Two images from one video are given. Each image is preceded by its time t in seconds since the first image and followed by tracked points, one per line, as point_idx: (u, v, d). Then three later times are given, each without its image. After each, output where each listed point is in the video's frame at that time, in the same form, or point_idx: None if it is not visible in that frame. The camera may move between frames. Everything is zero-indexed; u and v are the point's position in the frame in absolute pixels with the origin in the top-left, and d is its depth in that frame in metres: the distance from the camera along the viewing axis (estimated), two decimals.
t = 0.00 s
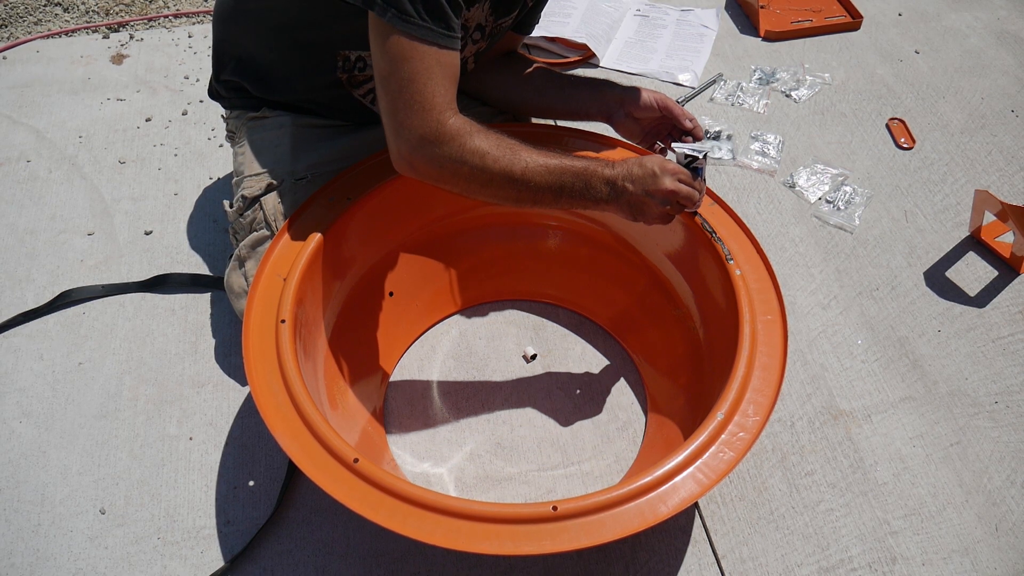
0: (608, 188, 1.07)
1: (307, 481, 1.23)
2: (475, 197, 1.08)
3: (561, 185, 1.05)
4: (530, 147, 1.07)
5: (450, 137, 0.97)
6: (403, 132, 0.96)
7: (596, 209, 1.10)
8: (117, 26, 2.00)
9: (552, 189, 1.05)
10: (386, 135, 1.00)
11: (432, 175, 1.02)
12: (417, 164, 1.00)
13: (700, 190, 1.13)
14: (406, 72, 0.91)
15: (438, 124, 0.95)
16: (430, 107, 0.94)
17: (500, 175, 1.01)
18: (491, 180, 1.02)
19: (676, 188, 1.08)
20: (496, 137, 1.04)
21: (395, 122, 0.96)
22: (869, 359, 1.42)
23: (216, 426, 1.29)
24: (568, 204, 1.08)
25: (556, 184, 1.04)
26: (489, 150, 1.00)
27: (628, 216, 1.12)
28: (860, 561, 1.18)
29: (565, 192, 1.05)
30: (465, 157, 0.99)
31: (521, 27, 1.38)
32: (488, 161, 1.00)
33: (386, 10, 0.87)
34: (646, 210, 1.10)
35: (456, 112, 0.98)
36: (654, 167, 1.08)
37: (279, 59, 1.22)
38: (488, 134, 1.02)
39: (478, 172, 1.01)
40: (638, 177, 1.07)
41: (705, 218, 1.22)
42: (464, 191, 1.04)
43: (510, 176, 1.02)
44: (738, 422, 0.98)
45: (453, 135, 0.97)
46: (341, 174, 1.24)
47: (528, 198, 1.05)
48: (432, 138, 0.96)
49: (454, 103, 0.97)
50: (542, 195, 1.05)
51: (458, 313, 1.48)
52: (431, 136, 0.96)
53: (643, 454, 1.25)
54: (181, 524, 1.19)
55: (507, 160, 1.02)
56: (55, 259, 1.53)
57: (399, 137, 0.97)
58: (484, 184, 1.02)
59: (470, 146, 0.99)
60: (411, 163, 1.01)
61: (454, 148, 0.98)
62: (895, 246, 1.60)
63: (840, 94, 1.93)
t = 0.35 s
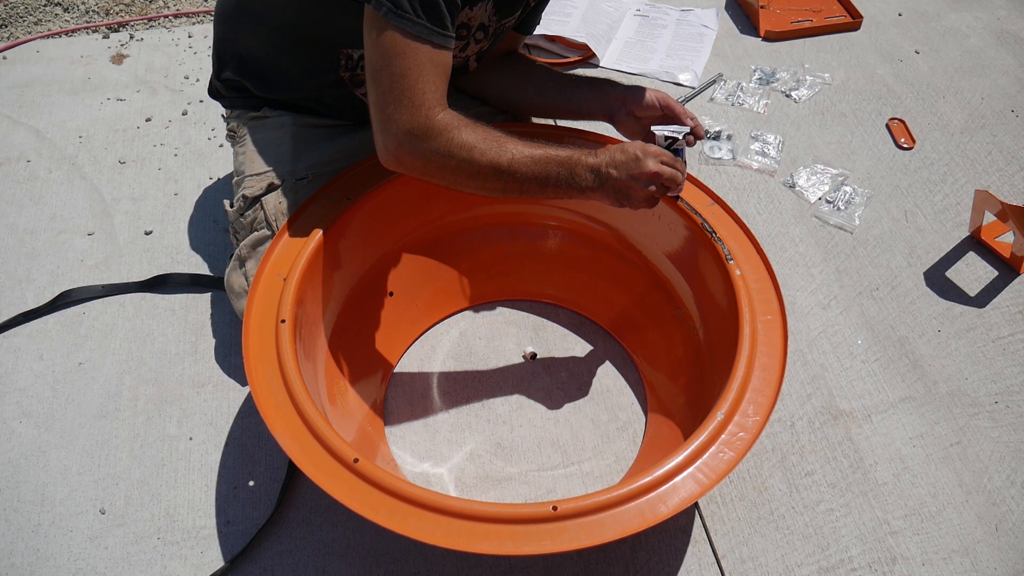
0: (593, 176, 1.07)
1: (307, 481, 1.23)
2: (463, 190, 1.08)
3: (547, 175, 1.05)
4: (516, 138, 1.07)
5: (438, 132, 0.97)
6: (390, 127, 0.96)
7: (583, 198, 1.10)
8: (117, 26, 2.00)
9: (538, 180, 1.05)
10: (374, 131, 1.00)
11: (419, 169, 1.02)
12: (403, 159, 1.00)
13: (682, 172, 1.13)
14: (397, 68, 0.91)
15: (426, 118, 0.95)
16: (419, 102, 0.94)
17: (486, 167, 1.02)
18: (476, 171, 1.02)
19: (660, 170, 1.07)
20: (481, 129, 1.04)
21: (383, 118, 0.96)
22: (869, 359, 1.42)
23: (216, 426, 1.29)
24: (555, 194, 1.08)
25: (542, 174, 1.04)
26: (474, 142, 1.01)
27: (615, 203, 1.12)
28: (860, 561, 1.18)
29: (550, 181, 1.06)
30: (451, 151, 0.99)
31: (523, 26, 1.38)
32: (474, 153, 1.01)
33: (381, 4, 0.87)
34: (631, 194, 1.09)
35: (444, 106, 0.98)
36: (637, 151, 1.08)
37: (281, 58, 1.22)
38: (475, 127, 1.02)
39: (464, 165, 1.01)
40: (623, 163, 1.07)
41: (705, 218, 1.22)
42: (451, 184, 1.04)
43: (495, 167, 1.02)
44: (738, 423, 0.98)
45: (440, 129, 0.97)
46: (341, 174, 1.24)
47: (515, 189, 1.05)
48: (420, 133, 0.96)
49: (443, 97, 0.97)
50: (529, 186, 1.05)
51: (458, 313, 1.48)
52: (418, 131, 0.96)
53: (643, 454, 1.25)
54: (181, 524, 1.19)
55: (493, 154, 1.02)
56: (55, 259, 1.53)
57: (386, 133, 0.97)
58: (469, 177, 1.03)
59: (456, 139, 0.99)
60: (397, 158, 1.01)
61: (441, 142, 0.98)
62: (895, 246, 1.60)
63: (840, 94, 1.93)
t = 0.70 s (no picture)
0: (582, 169, 1.07)
1: (307, 481, 1.23)
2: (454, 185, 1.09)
3: (537, 169, 1.05)
4: (506, 133, 1.08)
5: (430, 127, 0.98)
6: (382, 124, 0.96)
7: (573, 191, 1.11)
8: (117, 26, 2.00)
9: (528, 174, 1.06)
10: (364, 128, 1.00)
11: (410, 165, 1.03)
12: (394, 155, 1.01)
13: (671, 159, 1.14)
14: (391, 65, 0.91)
15: (418, 115, 0.96)
16: (411, 98, 0.94)
17: (477, 162, 1.03)
18: (467, 166, 1.03)
19: (648, 160, 1.08)
20: (472, 124, 1.04)
21: (374, 116, 0.96)
22: (869, 359, 1.42)
23: (216, 426, 1.29)
24: (545, 187, 1.09)
25: (531, 168, 1.05)
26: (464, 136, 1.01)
27: (605, 195, 1.12)
28: (860, 561, 1.18)
29: (540, 175, 1.06)
30: (442, 146, 1.00)
31: (524, 26, 1.38)
32: (465, 149, 1.01)
33: None
34: (621, 186, 1.10)
35: (436, 103, 0.98)
36: (625, 143, 1.09)
37: (282, 58, 1.22)
38: (466, 122, 1.03)
39: (455, 160, 1.02)
40: (611, 154, 1.08)
41: (706, 219, 1.22)
42: (442, 179, 1.05)
43: (486, 162, 1.03)
44: (738, 423, 0.98)
45: (431, 125, 0.97)
46: (341, 175, 1.24)
47: (505, 183, 1.06)
48: (412, 130, 0.96)
49: (436, 94, 0.98)
50: (519, 179, 1.06)
51: (459, 313, 1.48)
52: (410, 128, 0.96)
53: (643, 454, 1.26)
54: (181, 524, 1.19)
55: (484, 149, 1.03)
56: (55, 259, 1.53)
57: (377, 130, 0.98)
58: (460, 172, 1.04)
59: (448, 134, 0.99)
60: (387, 154, 1.01)
61: (433, 138, 0.98)
62: (895, 246, 1.60)
63: (840, 94, 1.93)
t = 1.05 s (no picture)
0: (566, 160, 1.09)
1: (307, 481, 1.23)
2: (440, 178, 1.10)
3: (521, 162, 1.08)
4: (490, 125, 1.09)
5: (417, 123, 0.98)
6: (368, 120, 0.97)
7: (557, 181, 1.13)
8: (117, 26, 2.00)
9: (512, 167, 1.08)
10: (351, 124, 1.01)
11: (397, 160, 1.04)
12: (380, 151, 1.02)
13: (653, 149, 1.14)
14: (379, 62, 0.91)
15: (405, 111, 0.96)
16: (398, 95, 0.95)
17: (462, 157, 1.04)
18: (454, 160, 1.04)
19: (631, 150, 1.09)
20: (457, 117, 1.05)
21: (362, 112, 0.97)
22: (868, 359, 1.42)
23: (216, 426, 1.29)
24: (529, 178, 1.11)
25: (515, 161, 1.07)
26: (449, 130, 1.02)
27: (589, 185, 1.13)
28: (860, 561, 1.18)
29: (525, 168, 1.08)
30: (428, 142, 1.01)
31: (524, 27, 1.38)
32: (451, 143, 1.03)
33: None
34: (605, 176, 1.11)
35: (423, 99, 0.99)
36: (608, 133, 1.09)
37: (282, 58, 1.22)
38: (452, 116, 1.04)
39: (441, 155, 1.03)
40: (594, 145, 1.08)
41: (706, 219, 1.22)
42: (429, 173, 1.07)
43: (471, 156, 1.05)
44: (738, 423, 0.98)
45: (418, 122, 0.98)
46: (341, 174, 1.24)
47: (489, 176, 1.08)
48: (399, 126, 0.97)
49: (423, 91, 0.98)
50: (504, 171, 1.08)
51: (458, 313, 1.48)
52: (397, 124, 0.97)
53: (644, 454, 1.25)
54: (181, 524, 1.19)
55: (468, 143, 1.04)
56: (55, 259, 1.53)
57: (363, 127, 0.99)
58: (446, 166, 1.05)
59: (433, 129, 1.00)
60: (373, 149, 1.02)
61: (420, 134, 0.99)
62: (895, 246, 1.60)
63: (840, 94, 1.93)
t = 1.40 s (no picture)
0: (547, 153, 1.09)
1: (307, 481, 1.23)
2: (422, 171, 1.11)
3: (502, 155, 1.08)
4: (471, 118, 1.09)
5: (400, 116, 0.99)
6: (352, 114, 0.97)
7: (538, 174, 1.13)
8: (117, 26, 2.00)
9: (494, 161, 1.08)
10: (334, 117, 1.01)
11: (379, 153, 1.04)
12: (362, 143, 1.02)
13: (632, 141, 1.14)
14: (366, 55, 0.92)
15: (389, 105, 0.97)
16: (382, 89, 0.95)
17: (443, 151, 1.04)
18: (435, 154, 1.05)
19: (610, 142, 1.09)
20: (440, 111, 1.05)
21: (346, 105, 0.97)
22: (868, 359, 1.42)
23: (216, 426, 1.29)
24: (509, 171, 1.11)
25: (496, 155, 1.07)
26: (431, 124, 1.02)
27: (570, 177, 1.14)
28: (860, 561, 1.18)
29: (506, 161, 1.09)
30: (409, 135, 1.01)
31: (524, 27, 1.38)
32: (434, 137, 1.03)
33: None
34: (586, 168, 1.11)
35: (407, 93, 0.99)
36: (586, 125, 1.09)
37: (282, 59, 1.22)
38: (434, 109, 1.04)
39: (423, 149, 1.03)
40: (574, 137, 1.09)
41: (705, 219, 1.22)
42: (411, 166, 1.07)
43: (453, 150, 1.05)
44: (738, 423, 0.98)
45: (402, 116, 0.99)
46: (341, 174, 1.24)
47: (471, 169, 1.08)
48: (382, 120, 0.97)
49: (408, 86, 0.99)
50: (485, 165, 1.08)
51: (458, 314, 1.48)
52: (381, 118, 0.97)
53: (644, 454, 1.25)
54: (181, 524, 1.19)
55: (449, 136, 1.04)
56: (55, 259, 1.53)
57: (346, 119, 0.99)
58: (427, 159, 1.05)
59: (416, 123, 1.01)
60: (354, 142, 1.03)
61: (403, 127, 1.00)
62: (895, 246, 1.60)
63: (840, 94, 1.93)
